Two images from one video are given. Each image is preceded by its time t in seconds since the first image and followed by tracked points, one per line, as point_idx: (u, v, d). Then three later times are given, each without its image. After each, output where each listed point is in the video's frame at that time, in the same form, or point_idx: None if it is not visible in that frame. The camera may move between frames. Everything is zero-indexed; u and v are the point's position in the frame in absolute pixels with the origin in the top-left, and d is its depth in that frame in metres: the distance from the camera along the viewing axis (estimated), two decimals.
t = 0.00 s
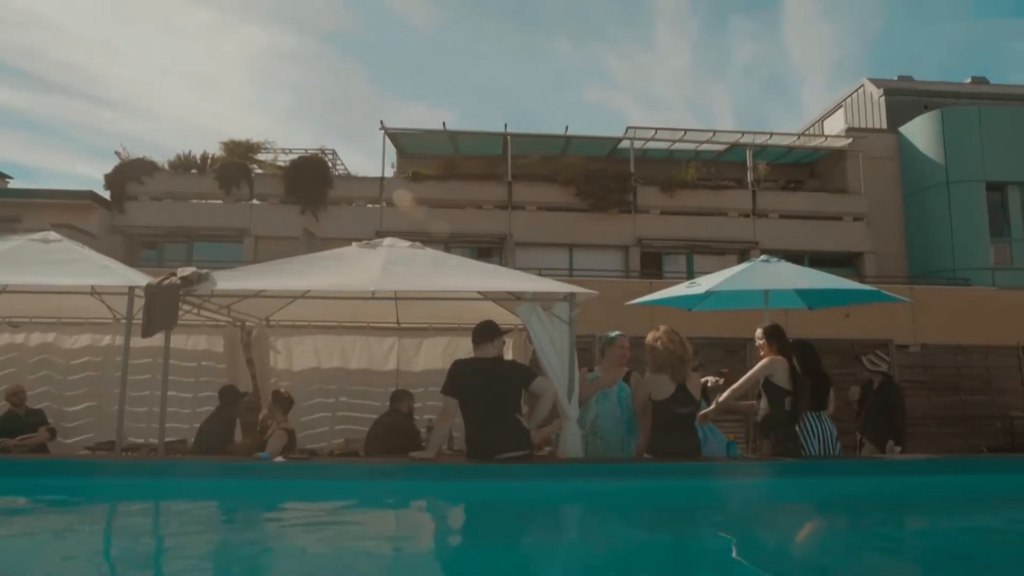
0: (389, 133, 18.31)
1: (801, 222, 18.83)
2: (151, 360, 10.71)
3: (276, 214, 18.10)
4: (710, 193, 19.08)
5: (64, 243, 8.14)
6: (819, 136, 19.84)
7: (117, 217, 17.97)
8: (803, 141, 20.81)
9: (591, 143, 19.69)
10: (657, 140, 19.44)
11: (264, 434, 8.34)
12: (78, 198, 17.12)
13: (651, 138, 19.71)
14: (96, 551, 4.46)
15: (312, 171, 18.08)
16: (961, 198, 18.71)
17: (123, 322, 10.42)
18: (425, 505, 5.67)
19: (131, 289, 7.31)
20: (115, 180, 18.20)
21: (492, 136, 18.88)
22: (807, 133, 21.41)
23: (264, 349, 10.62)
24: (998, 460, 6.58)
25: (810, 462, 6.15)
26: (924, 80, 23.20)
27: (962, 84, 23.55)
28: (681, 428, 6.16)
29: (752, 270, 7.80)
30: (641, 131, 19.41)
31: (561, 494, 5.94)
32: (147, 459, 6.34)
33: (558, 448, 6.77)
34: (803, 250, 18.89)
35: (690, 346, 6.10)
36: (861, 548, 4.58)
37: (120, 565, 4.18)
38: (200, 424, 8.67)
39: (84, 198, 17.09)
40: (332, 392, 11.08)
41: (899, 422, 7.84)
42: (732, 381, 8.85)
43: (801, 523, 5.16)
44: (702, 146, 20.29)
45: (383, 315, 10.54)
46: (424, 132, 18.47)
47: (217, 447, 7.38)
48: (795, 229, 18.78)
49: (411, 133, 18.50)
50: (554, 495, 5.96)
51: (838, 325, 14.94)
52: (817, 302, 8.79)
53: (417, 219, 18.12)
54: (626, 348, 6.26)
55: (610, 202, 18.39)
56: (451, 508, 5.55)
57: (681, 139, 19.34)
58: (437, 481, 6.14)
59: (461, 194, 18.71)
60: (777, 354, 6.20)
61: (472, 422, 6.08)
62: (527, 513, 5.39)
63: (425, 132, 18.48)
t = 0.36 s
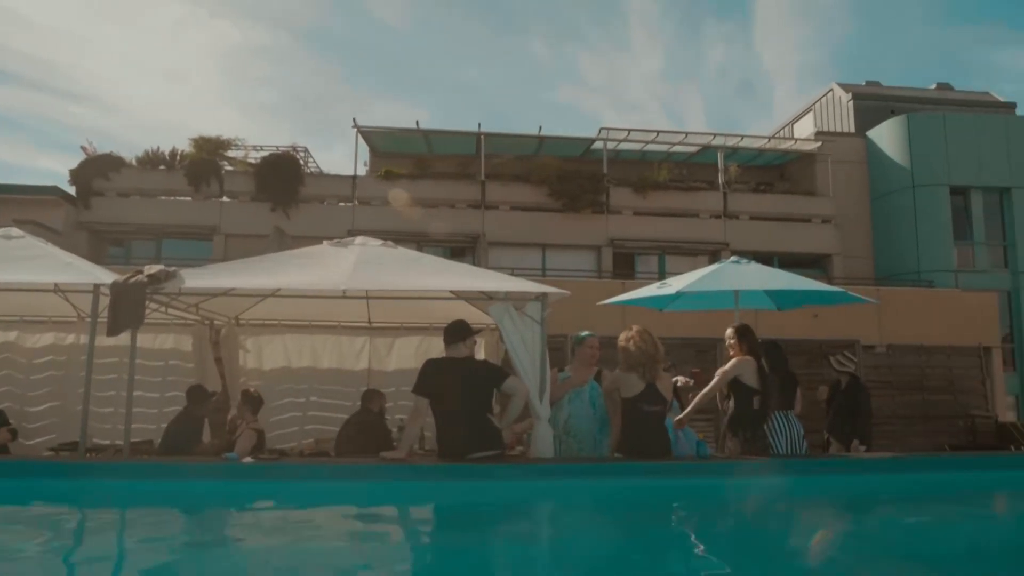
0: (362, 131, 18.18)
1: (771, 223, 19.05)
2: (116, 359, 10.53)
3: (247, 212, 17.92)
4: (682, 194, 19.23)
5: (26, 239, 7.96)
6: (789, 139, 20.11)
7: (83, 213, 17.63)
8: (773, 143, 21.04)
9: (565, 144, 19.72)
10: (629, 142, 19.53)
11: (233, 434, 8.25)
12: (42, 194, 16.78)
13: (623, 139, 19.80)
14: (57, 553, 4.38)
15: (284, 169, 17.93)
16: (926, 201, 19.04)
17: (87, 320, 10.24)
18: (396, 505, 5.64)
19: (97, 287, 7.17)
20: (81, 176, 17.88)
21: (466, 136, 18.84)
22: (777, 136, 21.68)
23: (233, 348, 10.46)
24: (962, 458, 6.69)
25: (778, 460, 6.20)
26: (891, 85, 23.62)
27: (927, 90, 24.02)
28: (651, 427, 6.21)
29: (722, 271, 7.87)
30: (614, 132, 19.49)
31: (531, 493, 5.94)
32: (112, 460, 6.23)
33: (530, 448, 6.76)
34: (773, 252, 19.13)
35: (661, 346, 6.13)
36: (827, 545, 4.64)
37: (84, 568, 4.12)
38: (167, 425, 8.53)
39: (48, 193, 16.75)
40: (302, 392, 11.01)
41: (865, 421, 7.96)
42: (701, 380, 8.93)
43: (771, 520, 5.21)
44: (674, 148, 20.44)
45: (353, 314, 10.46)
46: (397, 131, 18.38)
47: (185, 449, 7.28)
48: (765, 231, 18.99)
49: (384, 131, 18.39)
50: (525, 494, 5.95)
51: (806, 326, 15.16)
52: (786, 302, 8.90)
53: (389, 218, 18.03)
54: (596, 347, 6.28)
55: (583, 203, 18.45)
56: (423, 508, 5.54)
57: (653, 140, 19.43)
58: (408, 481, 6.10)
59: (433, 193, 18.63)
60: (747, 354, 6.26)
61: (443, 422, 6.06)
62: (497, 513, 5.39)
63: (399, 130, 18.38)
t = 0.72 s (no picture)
0: (334, 128, 18.02)
1: (741, 225, 19.27)
2: (81, 358, 10.33)
3: (216, 209, 17.69)
4: (653, 196, 19.36)
5: None
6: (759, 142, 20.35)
7: (47, 209, 17.28)
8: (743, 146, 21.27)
9: (538, 144, 19.75)
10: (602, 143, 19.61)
11: (200, 434, 8.15)
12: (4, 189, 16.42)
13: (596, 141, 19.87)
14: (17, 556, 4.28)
15: (254, 166, 17.73)
16: (892, 205, 19.40)
17: (51, 318, 10.03)
18: (365, 505, 5.60)
19: (59, 285, 7.03)
20: (44, 171, 17.51)
21: (438, 135, 18.78)
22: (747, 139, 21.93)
23: (201, 346, 9.92)
24: (924, 456, 6.82)
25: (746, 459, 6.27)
26: (859, 91, 24.01)
27: (893, 95, 24.45)
28: (621, 427, 6.25)
29: (692, 272, 7.93)
30: (587, 133, 19.55)
31: (502, 492, 5.93)
32: (76, 461, 6.11)
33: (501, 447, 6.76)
34: (742, 253, 19.36)
35: (632, 346, 6.18)
36: (792, 542, 4.72)
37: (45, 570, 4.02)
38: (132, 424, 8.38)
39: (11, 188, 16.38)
40: (271, 392, 10.90)
41: (831, 421, 8.08)
42: (671, 381, 9.01)
43: (740, 519, 5.26)
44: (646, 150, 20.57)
45: (323, 313, 10.37)
46: (370, 129, 18.25)
47: (151, 450, 7.16)
48: (736, 233, 19.21)
49: (356, 129, 18.25)
50: (495, 493, 5.94)
51: (774, 327, 15.36)
52: (754, 304, 9.00)
53: (361, 217, 17.90)
54: (566, 347, 6.31)
55: (555, 203, 18.50)
56: (393, 508, 5.51)
57: (625, 141, 19.53)
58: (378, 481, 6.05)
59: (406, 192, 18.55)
60: (717, 354, 6.33)
61: (414, 421, 6.04)
62: (468, 512, 5.38)
63: (371, 128, 18.26)
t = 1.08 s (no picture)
0: (304, 125, 17.83)
1: (711, 227, 19.46)
2: (41, 357, 10.09)
3: (183, 206, 17.41)
4: (624, 197, 19.46)
5: None
6: (729, 145, 20.55)
7: (8, 204, 16.88)
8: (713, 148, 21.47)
9: (511, 144, 19.73)
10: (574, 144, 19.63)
11: (165, 434, 8.03)
12: None
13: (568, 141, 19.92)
14: None
15: (223, 163, 17.46)
16: (858, 208, 19.73)
17: (10, 316, 9.79)
18: (333, 506, 5.53)
19: (19, 282, 6.88)
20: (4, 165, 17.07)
21: (410, 134, 18.67)
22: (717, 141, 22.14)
23: (166, 346, 9.86)
24: (887, 455, 6.95)
25: (715, 458, 6.32)
26: (826, 96, 24.37)
27: (860, 100, 24.87)
28: (591, 426, 6.28)
29: (662, 272, 7.98)
30: (559, 134, 19.57)
31: (472, 493, 5.90)
32: (34, 462, 5.96)
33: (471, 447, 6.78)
34: (712, 254, 19.56)
35: (601, 346, 6.20)
36: (762, 540, 4.77)
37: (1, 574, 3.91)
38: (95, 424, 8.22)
39: None
40: (239, 391, 10.75)
41: (797, 420, 8.19)
42: (640, 380, 9.06)
43: (707, 518, 5.30)
44: (617, 151, 20.65)
45: (292, 312, 10.26)
46: (340, 126, 18.08)
47: (114, 450, 7.03)
48: (705, 234, 19.40)
49: (327, 127, 18.07)
50: (465, 494, 5.90)
51: (742, 327, 15.55)
52: (723, 305, 9.09)
53: (331, 215, 17.75)
54: (535, 348, 6.36)
55: (527, 203, 18.52)
56: (362, 509, 5.45)
57: (597, 142, 19.57)
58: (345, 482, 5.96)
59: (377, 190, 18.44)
60: (686, 354, 6.38)
61: (382, 421, 6.03)
62: (436, 513, 5.35)
63: (342, 126, 18.09)
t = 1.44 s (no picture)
0: (274, 122, 17.62)
1: (681, 228, 19.63)
2: None
3: (150, 202, 17.12)
4: (595, 197, 19.54)
5: None
6: (699, 146, 20.73)
7: None
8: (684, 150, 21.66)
9: (483, 144, 19.70)
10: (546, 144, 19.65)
11: (129, 435, 7.90)
12: None
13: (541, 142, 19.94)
14: None
15: (191, 159, 17.19)
16: (825, 211, 20.03)
17: None
18: (302, 507, 5.47)
19: None
20: None
21: (382, 132, 18.55)
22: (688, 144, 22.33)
23: (131, 345, 9.59)
24: (849, 453, 7.06)
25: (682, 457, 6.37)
26: (794, 99, 24.70)
27: (827, 104, 25.24)
28: (559, 425, 6.32)
29: (631, 273, 8.03)
30: (531, 134, 19.53)
31: (442, 492, 5.87)
32: None
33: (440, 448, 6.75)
34: (681, 255, 19.74)
35: (565, 347, 6.24)
36: (729, 538, 4.83)
37: None
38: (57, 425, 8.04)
39: None
40: (205, 391, 10.63)
41: (763, 420, 8.29)
42: (609, 380, 9.11)
43: (675, 516, 5.35)
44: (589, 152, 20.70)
45: (260, 310, 10.14)
46: (311, 123, 17.89)
47: (75, 451, 6.89)
48: (675, 236, 19.57)
49: (297, 124, 17.87)
50: (435, 493, 5.88)
51: (711, 327, 15.71)
52: (693, 305, 9.14)
53: (301, 213, 17.58)
54: (506, 347, 6.30)
55: (499, 203, 18.53)
56: (331, 509, 5.40)
57: (569, 142, 19.60)
58: (313, 482, 5.90)
59: (348, 189, 18.30)
60: (654, 354, 6.43)
61: (351, 421, 6.01)
62: (406, 513, 5.32)
63: (313, 123, 17.91)
